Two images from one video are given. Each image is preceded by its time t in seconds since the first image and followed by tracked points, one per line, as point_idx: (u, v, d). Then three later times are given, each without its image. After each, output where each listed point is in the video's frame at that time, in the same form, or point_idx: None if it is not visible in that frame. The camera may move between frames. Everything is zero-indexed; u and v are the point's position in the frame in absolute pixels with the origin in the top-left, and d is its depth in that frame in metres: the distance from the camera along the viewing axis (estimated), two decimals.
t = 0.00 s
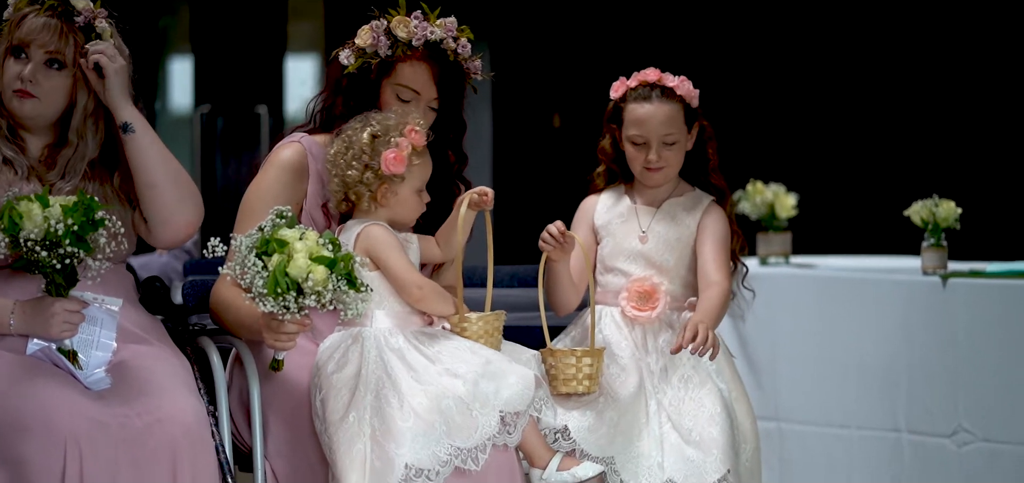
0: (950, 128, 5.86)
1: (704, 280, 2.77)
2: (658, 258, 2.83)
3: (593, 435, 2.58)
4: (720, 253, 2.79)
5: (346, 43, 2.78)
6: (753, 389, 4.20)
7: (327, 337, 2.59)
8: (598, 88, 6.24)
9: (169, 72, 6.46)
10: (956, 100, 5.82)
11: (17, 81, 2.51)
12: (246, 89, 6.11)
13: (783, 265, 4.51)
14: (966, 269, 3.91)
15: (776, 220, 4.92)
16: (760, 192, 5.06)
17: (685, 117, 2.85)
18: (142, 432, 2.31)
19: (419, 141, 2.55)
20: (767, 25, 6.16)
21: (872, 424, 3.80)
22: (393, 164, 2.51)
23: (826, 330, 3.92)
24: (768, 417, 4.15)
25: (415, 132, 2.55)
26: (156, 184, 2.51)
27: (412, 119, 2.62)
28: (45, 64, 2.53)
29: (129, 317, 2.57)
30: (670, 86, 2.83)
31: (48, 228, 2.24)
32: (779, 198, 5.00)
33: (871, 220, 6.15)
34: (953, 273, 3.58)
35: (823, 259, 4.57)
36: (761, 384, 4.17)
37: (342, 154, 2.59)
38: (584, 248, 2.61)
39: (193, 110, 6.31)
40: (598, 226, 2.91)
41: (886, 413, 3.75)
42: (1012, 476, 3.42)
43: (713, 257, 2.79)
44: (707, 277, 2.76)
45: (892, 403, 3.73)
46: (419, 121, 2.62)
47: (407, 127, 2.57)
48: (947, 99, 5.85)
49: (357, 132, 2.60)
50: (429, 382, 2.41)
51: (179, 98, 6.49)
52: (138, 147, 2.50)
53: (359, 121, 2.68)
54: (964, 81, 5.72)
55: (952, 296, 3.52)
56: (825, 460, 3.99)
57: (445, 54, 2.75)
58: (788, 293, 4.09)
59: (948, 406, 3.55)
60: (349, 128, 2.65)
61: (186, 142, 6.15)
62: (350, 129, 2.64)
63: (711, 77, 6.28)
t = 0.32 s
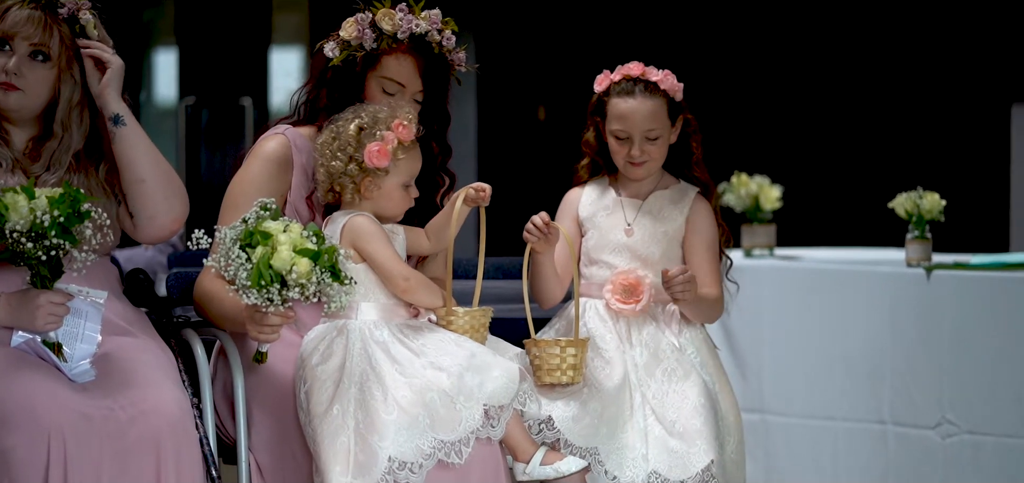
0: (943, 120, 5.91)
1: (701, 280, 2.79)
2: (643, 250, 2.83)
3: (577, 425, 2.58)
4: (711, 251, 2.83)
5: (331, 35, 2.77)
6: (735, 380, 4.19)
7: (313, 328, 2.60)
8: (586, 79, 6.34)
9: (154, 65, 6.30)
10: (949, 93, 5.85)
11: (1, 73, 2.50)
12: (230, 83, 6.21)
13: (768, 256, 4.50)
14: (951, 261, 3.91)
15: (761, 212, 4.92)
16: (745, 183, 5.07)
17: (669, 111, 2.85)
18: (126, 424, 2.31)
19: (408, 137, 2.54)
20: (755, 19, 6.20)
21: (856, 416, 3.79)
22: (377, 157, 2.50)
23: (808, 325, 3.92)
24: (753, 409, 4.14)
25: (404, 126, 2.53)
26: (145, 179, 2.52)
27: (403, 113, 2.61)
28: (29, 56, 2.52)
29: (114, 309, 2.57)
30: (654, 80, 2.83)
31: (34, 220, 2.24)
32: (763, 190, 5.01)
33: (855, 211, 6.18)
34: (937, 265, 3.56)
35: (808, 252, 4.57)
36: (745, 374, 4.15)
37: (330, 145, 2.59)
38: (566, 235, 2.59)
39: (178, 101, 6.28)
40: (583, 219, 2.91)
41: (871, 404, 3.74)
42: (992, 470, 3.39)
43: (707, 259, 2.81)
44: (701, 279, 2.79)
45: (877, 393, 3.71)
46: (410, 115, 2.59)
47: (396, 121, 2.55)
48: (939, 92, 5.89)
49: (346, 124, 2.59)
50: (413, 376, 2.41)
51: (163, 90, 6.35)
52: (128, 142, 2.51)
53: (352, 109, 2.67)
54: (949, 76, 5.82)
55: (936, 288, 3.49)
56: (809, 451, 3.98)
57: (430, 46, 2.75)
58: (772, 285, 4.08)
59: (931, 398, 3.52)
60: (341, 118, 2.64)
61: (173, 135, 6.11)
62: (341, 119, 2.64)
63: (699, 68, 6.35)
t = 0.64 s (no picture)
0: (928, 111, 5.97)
1: (678, 281, 2.81)
2: (624, 245, 2.83)
3: (563, 417, 2.60)
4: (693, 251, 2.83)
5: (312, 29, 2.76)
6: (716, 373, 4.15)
7: (293, 322, 2.60)
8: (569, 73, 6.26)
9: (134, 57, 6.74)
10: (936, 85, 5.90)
11: None
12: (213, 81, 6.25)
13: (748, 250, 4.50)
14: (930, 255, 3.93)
15: (741, 205, 4.96)
16: (725, 178, 5.10)
17: (650, 104, 2.85)
18: (106, 419, 2.29)
19: (393, 132, 2.53)
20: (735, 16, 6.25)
21: (834, 410, 3.78)
22: (359, 150, 2.50)
23: (784, 320, 3.89)
24: (733, 402, 4.10)
25: (389, 122, 2.52)
26: (120, 174, 2.49)
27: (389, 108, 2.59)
28: (10, 51, 2.50)
29: (92, 303, 2.57)
30: (636, 72, 2.82)
31: (13, 214, 2.22)
32: (744, 184, 5.03)
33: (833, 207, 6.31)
34: (917, 259, 3.56)
35: (789, 246, 4.57)
36: (724, 366, 4.11)
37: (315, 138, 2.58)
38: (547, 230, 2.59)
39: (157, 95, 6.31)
40: (563, 213, 2.91)
41: (850, 398, 3.74)
42: (971, 463, 3.41)
43: (687, 257, 2.82)
44: (677, 281, 2.81)
45: (856, 387, 3.71)
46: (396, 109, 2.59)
47: (380, 115, 2.55)
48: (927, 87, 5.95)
49: (331, 117, 2.59)
50: (393, 371, 2.40)
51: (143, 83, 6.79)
52: (105, 137, 2.47)
53: (337, 103, 2.67)
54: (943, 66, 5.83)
55: (915, 282, 3.51)
56: (790, 445, 3.93)
57: (411, 40, 2.75)
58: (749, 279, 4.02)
59: (913, 390, 3.54)
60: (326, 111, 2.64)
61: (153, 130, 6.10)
62: (326, 112, 2.63)
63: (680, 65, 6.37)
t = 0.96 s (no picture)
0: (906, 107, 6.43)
1: (656, 278, 2.81)
2: (605, 241, 2.83)
3: (540, 418, 2.58)
4: (670, 248, 2.84)
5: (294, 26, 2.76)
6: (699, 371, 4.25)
7: (274, 320, 2.59)
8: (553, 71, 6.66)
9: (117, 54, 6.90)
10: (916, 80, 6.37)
11: None
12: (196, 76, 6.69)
13: (730, 247, 4.55)
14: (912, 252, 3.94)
15: (724, 203, 4.96)
16: (707, 174, 5.11)
17: (629, 100, 2.85)
18: (88, 416, 2.28)
19: (383, 132, 2.53)
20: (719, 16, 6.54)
21: (817, 407, 3.79)
22: (350, 150, 2.49)
23: (768, 318, 3.94)
24: (715, 400, 4.19)
25: (378, 122, 2.51)
26: (86, 137, 2.44)
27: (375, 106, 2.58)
28: None
29: (74, 300, 2.56)
30: (616, 66, 2.82)
31: None
32: (726, 182, 5.06)
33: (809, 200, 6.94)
34: (898, 257, 3.54)
35: (770, 243, 4.59)
36: (707, 366, 4.21)
37: (302, 135, 2.55)
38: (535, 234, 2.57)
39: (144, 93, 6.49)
40: (544, 211, 2.91)
41: (834, 394, 3.73)
42: (953, 462, 3.33)
43: (665, 255, 2.82)
44: (655, 278, 2.82)
45: (839, 383, 3.71)
46: (383, 107, 2.58)
47: (369, 114, 2.53)
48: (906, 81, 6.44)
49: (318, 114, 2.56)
50: (375, 369, 2.40)
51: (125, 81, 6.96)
52: (66, 101, 2.42)
53: (320, 99, 2.63)
54: (926, 64, 6.32)
55: (897, 279, 3.47)
56: (770, 443, 3.97)
57: (393, 37, 2.75)
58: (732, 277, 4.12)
59: (895, 389, 3.50)
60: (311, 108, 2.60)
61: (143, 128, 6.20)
62: (312, 108, 2.60)
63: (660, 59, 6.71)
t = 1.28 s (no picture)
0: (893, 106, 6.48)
1: (644, 275, 2.81)
2: (593, 237, 2.83)
3: (532, 413, 2.57)
4: (658, 245, 2.84)
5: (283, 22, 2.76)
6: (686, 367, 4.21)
7: (263, 316, 2.59)
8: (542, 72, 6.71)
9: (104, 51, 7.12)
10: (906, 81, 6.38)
11: None
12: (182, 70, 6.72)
13: (718, 244, 4.55)
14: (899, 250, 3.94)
15: (711, 201, 4.95)
16: (695, 172, 5.11)
17: (616, 96, 2.85)
18: (76, 413, 2.27)
19: (378, 138, 2.52)
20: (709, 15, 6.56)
21: (804, 405, 3.79)
22: (342, 149, 2.48)
23: (760, 315, 3.91)
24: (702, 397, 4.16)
25: (376, 128, 2.51)
26: (67, 132, 2.44)
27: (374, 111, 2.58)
28: None
29: (61, 297, 2.56)
30: (603, 63, 2.83)
31: None
32: (714, 179, 5.05)
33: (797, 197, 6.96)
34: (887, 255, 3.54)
35: (757, 240, 4.60)
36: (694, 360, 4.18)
37: (298, 126, 2.55)
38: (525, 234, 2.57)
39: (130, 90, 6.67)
40: (532, 208, 2.91)
41: (821, 392, 3.73)
42: (941, 457, 3.35)
43: (653, 251, 2.83)
44: (643, 275, 2.82)
45: (826, 381, 3.70)
46: (383, 114, 2.58)
47: (367, 117, 2.53)
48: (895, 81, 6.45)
49: (316, 108, 2.56)
50: (363, 366, 2.40)
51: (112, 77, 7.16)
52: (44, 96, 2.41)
53: (321, 96, 2.63)
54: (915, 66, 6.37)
55: (886, 278, 3.47)
56: (759, 441, 3.95)
57: (381, 34, 2.75)
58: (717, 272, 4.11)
59: (883, 387, 3.50)
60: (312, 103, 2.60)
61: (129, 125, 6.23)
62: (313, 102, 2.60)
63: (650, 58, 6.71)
